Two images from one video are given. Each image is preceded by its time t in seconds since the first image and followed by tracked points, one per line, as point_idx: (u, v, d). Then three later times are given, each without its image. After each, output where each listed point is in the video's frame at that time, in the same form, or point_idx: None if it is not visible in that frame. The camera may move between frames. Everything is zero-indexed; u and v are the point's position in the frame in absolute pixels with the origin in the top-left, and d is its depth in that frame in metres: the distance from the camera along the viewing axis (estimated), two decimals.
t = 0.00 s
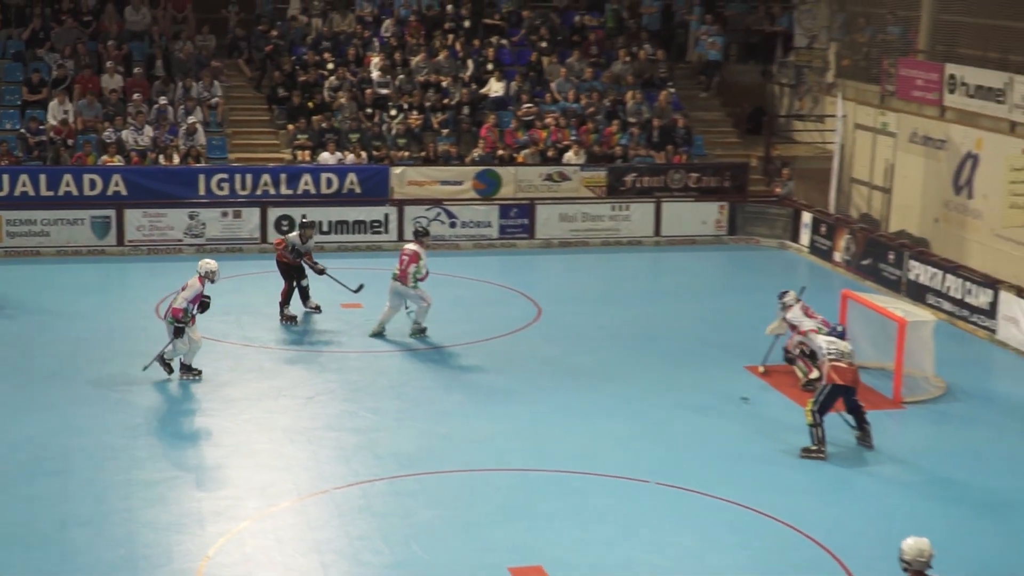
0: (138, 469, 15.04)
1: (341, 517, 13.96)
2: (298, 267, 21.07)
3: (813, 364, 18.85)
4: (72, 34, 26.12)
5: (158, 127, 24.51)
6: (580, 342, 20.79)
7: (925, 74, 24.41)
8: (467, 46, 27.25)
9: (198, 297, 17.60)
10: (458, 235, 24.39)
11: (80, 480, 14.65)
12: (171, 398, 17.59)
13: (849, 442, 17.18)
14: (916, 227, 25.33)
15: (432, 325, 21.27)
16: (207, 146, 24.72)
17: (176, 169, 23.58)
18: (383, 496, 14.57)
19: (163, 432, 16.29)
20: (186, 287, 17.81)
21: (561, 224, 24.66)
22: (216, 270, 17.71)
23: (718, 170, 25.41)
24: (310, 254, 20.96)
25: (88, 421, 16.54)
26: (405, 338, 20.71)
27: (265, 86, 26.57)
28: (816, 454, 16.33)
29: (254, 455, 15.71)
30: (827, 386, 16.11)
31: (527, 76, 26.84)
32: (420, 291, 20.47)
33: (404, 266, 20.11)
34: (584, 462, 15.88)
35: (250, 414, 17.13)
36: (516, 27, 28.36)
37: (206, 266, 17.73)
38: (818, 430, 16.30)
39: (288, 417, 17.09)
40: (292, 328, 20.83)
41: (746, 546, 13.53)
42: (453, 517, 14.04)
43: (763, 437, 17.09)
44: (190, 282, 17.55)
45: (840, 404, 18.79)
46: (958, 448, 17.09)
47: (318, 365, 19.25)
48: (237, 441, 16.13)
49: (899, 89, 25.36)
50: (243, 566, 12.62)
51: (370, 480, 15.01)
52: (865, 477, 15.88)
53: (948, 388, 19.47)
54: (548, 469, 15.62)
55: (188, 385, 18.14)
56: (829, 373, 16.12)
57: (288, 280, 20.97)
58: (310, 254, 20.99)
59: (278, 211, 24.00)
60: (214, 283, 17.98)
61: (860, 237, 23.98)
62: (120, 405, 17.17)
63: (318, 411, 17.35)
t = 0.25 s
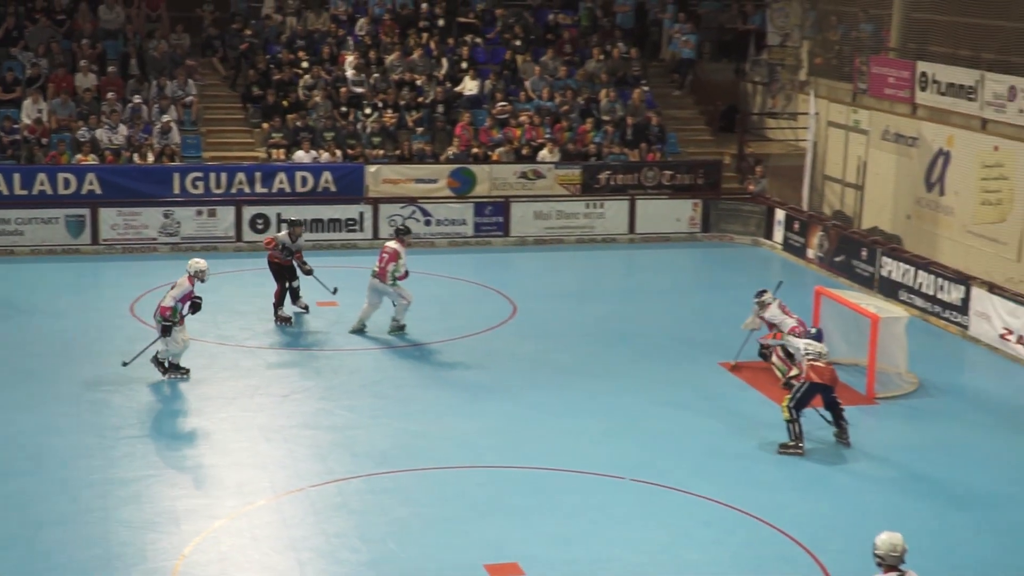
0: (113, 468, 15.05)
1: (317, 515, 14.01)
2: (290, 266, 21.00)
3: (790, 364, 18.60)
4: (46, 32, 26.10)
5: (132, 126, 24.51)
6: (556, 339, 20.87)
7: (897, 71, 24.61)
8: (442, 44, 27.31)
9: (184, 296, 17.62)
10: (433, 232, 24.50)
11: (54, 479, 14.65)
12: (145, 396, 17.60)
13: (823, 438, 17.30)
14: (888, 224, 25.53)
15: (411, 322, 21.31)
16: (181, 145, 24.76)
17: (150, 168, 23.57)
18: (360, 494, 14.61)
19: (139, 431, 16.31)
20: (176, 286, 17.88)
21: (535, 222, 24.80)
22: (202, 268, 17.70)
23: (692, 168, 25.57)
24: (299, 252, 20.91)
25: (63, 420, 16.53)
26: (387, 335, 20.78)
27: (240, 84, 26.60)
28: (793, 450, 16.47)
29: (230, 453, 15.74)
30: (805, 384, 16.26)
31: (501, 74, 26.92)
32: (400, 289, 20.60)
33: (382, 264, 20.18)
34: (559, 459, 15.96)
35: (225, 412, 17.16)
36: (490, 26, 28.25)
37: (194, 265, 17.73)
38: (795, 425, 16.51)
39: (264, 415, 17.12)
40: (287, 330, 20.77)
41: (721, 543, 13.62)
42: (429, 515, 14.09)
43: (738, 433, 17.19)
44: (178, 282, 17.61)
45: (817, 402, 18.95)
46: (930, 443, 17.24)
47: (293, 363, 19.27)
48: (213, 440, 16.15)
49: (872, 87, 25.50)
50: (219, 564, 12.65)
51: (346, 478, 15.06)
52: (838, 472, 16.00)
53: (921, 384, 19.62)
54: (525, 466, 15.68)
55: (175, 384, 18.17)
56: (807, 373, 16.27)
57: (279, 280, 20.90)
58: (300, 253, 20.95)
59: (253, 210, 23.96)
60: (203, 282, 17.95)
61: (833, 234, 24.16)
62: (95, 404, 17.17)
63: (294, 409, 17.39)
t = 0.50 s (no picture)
0: (86, 468, 15.00)
1: (292, 514, 14.00)
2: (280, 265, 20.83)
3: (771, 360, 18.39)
4: (19, 31, 26.01)
5: (105, 124, 24.50)
6: (532, 336, 20.91)
7: (870, 69, 24.79)
8: (416, 42, 27.43)
9: (171, 297, 17.59)
10: (408, 230, 24.58)
11: (24, 479, 14.57)
12: (119, 395, 17.55)
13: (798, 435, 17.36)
14: (861, 221, 25.60)
15: (391, 320, 21.35)
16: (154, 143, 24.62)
17: (124, 167, 23.49)
18: (335, 492, 14.61)
19: (115, 430, 16.26)
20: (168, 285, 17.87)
21: (510, 220, 24.96)
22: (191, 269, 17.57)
23: (666, 165, 25.63)
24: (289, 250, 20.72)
25: (34, 420, 16.45)
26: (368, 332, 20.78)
27: (214, 82, 26.60)
28: (770, 446, 16.52)
29: (204, 452, 15.71)
30: (783, 383, 16.36)
31: (475, 71, 26.88)
32: (380, 286, 20.68)
33: (362, 262, 20.31)
34: (534, 457, 15.97)
35: (199, 411, 17.12)
36: (464, 23, 28.49)
37: (182, 265, 17.63)
38: (772, 422, 16.54)
39: (238, 413, 17.10)
40: (280, 331, 20.67)
41: (697, 540, 13.64)
42: (406, 513, 14.08)
43: (713, 430, 17.24)
44: (167, 282, 17.58)
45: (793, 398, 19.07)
46: (904, 438, 17.32)
47: (268, 361, 19.25)
48: (187, 439, 16.11)
49: (845, 84, 25.67)
50: (193, 564, 12.62)
51: (322, 477, 15.04)
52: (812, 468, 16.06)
53: (895, 379, 19.71)
54: (499, 463, 15.70)
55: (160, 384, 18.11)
56: (786, 372, 16.38)
57: (271, 282, 20.73)
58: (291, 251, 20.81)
59: (227, 208, 23.99)
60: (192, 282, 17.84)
61: (807, 232, 24.28)
62: (69, 403, 17.11)
63: (269, 408, 17.37)
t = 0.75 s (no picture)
0: (59, 468, 14.94)
1: (268, 512, 13.97)
2: (270, 265, 20.64)
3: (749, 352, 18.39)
4: None
5: (79, 123, 24.49)
6: (509, 334, 20.93)
7: (844, 66, 25.04)
8: (390, 39, 27.65)
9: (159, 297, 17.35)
10: (383, 228, 24.66)
11: None
12: (93, 394, 17.48)
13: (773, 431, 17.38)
14: (836, 218, 25.67)
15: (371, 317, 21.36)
16: (128, 141, 24.60)
17: (97, 165, 23.46)
18: (311, 491, 14.59)
19: (89, 430, 16.19)
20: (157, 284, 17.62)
21: (485, 217, 25.04)
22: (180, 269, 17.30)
23: (640, 163, 25.89)
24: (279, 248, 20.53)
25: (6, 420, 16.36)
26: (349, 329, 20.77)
27: (188, 80, 26.64)
28: (748, 443, 16.53)
29: (179, 451, 15.66)
30: (761, 382, 16.27)
31: (450, 69, 27.05)
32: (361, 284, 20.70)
33: (341, 258, 20.25)
34: (509, 454, 15.96)
35: (174, 410, 17.07)
36: (438, 21, 28.71)
37: (171, 265, 17.37)
38: (749, 419, 16.49)
39: (212, 412, 17.06)
40: (276, 331, 20.54)
41: (673, 537, 13.64)
42: (382, 511, 14.07)
43: (689, 427, 17.27)
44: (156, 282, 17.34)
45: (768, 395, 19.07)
46: (879, 433, 17.34)
47: (244, 360, 19.21)
48: (161, 438, 16.06)
49: (818, 81, 26.02)
50: (169, 562, 12.59)
51: (298, 475, 15.02)
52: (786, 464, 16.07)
53: (871, 374, 19.75)
54: (475, 460, 15.70)
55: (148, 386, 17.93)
56: (764, 371, 16.28)
57: (263, 282, 20.57)
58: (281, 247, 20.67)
59: (201, 206, 23.98)
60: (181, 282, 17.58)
61: (782, 228, 24.40)
62: (43, 403, 17.03)
63: (244, 406, 17.33)
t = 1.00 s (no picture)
0: (35, 467, 14.89)
1: (245, 511, 13.92)
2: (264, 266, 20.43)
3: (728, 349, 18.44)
4: None
5: (54, 121, 24.52)
6: (487, 331, 20.95)
7: (820, 63, 25.06)
8: (366, 37, 28.03)
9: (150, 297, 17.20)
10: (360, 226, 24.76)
11: None
12: (68, 393, 17.42)
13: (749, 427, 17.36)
14: (812, 215, 25.74)
15: (351, 314, 21.37)
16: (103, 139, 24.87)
17: (73, 163, 23.47)
18: (288, 489, 14.55)
19: (66, 430, 16.13)
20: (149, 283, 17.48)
21: (462, 215, 25.27)
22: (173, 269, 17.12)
23: (618, 160, 26.41)
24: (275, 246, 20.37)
25: None
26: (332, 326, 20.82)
27: (163, 78, 26.77)
28: (726, 440, 16.46)
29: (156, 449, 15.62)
30: (738, 380, 16.09)
31: (426, 66, 27.58)
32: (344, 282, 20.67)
33: (324, 255, 20.29)
34: (485, 451, 15.93)
35: (149, 409, 17.01)
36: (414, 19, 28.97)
37: (163, 265, 17.21)
38: (727, 417, 16.38)
39: (187, 410, 17.02)
40: (275, 332, 20.46)
41: (650, 534, 13.62)
42: (360, 510, 14.03)
43: (667, 423, 17.25)
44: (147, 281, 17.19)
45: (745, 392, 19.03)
46: (855, 428, 17.33)
47: (221, 358, 19.17)
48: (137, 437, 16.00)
49: (794, 79, 26.09)
50: (146, 561, 12.56)
51: (275, 474, 14.98)
52: (762, 459, 16.06)
53: (848, 370, 19.76)
54: (452, 458, 15.67)
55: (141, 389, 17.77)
56: (742, 369, 16.09)
57: (257, 283, 20.41)
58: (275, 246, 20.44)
59: (177, 204, 23.98)
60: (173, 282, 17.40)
61: (758, 225, 24.51)
62: (20, 403, 16.97)
63: (221, 404, 17.30)
